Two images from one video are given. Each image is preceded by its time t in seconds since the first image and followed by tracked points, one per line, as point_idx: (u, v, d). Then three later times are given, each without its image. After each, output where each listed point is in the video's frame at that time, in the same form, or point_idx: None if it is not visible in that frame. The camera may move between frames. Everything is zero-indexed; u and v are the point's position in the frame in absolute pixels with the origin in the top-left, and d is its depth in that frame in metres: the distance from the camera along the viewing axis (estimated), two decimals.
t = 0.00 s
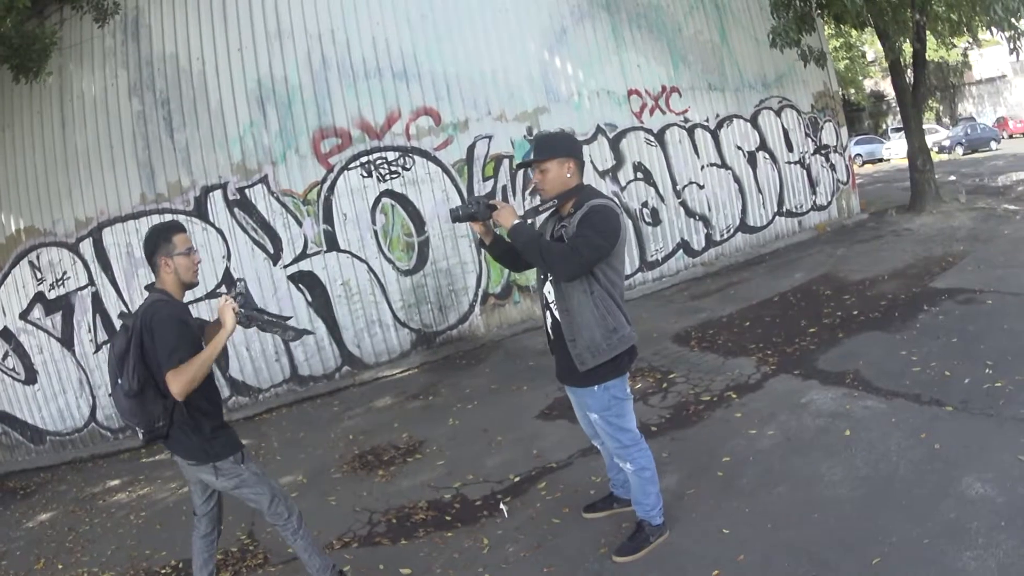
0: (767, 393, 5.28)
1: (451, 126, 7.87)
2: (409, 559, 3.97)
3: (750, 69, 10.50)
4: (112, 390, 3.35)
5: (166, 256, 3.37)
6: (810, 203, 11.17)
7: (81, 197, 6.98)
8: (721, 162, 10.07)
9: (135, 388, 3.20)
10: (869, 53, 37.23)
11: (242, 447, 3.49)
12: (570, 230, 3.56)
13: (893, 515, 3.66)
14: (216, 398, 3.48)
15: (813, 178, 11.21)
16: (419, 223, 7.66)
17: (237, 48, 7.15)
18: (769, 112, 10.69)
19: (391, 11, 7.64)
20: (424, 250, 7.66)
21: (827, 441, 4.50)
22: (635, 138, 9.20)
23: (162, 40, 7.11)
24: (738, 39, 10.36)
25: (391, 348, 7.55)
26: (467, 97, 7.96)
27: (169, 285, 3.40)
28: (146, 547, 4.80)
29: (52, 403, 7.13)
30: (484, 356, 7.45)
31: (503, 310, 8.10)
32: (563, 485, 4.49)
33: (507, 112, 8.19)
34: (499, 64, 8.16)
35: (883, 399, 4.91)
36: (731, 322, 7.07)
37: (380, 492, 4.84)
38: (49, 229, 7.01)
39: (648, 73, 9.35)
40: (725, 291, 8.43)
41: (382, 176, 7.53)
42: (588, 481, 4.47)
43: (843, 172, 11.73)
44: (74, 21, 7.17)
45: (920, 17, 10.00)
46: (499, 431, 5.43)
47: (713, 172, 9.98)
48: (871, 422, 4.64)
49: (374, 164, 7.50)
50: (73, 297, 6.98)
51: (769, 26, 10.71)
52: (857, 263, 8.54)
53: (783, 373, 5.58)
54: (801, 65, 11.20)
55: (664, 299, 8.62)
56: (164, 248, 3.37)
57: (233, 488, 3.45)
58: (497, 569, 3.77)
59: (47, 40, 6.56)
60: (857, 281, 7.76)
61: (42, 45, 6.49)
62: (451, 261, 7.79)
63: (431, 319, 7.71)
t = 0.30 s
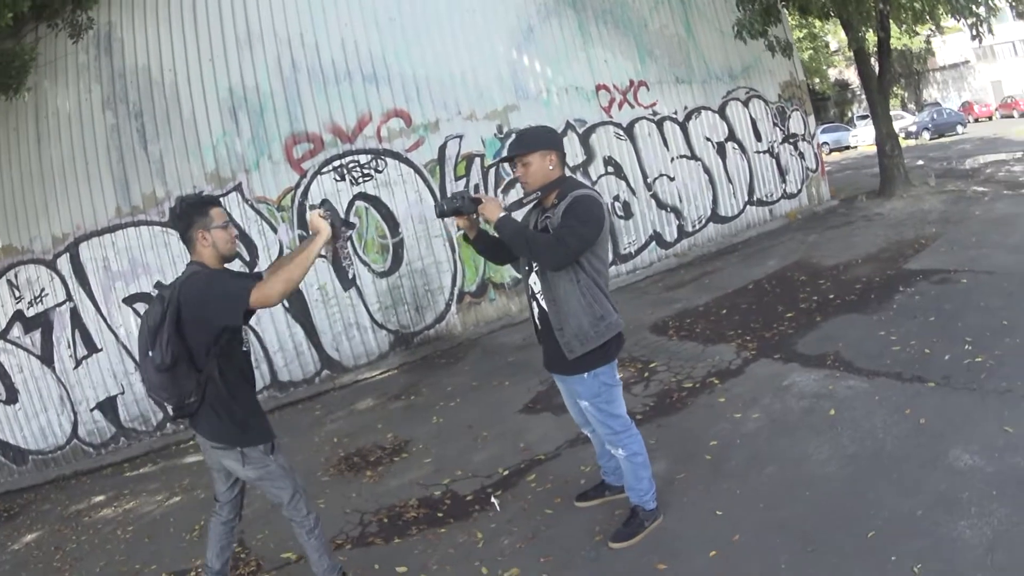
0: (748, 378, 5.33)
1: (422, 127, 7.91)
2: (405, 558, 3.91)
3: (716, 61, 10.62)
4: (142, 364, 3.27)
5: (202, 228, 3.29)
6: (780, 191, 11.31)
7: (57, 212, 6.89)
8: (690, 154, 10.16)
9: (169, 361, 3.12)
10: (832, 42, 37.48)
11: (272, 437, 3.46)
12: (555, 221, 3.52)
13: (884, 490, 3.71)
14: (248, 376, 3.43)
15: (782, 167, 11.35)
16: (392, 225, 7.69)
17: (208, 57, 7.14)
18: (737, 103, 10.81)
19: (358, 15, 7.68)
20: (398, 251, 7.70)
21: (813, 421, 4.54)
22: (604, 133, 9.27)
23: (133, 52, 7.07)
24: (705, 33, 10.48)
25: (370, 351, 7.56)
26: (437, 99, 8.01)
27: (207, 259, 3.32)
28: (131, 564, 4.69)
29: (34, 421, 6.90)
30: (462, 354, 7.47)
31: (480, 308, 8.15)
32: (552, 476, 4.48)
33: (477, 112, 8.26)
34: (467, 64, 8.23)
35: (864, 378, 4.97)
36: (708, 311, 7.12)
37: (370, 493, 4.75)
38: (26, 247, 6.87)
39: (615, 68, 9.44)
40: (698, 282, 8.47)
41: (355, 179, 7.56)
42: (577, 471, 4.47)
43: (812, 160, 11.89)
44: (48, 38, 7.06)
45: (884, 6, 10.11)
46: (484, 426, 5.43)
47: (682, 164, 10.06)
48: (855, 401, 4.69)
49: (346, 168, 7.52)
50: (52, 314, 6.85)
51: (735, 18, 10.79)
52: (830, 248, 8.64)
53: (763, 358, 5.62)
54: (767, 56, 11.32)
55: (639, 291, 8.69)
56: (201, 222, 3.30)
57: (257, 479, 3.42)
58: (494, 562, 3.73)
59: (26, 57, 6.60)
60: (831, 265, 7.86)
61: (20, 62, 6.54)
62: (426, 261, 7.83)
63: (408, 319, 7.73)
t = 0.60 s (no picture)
0: (725, 371, 5.35)
1: (394, 125, 7.90)
2: (387, 556, 3.86)
3: (688, 56, 10.68)
4: (135, 351, 3.17)
5: (207, 219, 3.24)
6: (753, 186, 11.39)
7: (30, 212, 6.79)
8: (662, 150, 10.21)
9: (169, 348, 3.05)
10: (804, 37, 37.64)
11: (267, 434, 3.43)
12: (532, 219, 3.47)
13: (865, 478, 3.74)
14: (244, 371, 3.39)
15: (754, 162, 11.44)
16: (365, 224, 7.68)
17: (180, 54, 7.08)
18: (709, 99, 10.88)
19: (330, 12, 7.66)
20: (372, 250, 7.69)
21: (790, 413, 4.56)
22: (576, 129, 9.29)
23: (104, 49, 7.00)
24: (677, 30, 10.54)
25: (345, 351, 7.54)
26: (409, 96, 8.01)
27: (213, 250, 3.27)
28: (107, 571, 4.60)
29: (8, 426, 6.77)
30: (438, 352, 7.46)
31: (454, 306, 8.16)
32: (533, 472, 4.47)
33: (449, 109, 8.26)
34: (439, 61, 8.23)
35: (841, 369, 5.01)
36: (683, 306, 7.15)
37: (351, 492, 4.69)
38: None
39: (587, 64, 9.49)
40: (673, 277, 8.51)
41: (327, 178, 7.51)
42: (557, 467, 4.47)
43: (785, 155, 11.97)
44: (19, 33, 7.04)
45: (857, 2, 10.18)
46: (463, 424, 5.42)
47: (654, 160, 10.10)
48: (832, 392, 4.72)
49: (319, 166, 7.49)
50: (25, 317, 6.74)
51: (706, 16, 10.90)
52: (803, 242, 8.70)
53: (739, 352, 5.65)
54: (739, 52, 11.42)
55: (613, 287, 8.71)
56: (206, 212, 3.24)
57: (251, 475, 3.37)
58: (478, 558, 3.70)
59: None
60: (805, 259, 7.93)
61: None
62: (399, 260, 7.81)
63: (382, 318, 7.72)
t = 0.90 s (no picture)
0: (704, 371, 5.38)
1: (370, 129, 7.89)
2: (372, 561, 3.83)
3: (663, 57, 10.73)
4: (124, 360, 3.12)
5: (190, 225, 3.24)
6: (729, 186, 11.48)
7: (6, 219, 6.70)
8: (639, 151, 10.25)
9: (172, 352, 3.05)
10: (778, 36, 37.87)
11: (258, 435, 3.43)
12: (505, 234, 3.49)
13: (847, 475, 3.76)
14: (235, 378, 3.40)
15: (730, 162, 11.52)
16: (343, 229, 7.65)
17: (156, 59, 7.04)
18: (684, 100, 10.94)
19: (305, 16, 7.64)
20: (349, 255, 7.67)
21: (771, 412, 4.58)
22: (552, 132, 9.32)
23: (79, 54, 6.94)
24: (653, 31, 10.60)
25: (324, 356, 7.51)
26: (385, 100, 8.01)
27: (196, 257, 3.27)
28: None
29: None
30: (416, 356, 7.46)
31: (432, 310, 8.14)
32: (515, 475, 4.46)
33: (425, 113, 8.26)
34: (415, 64, 8.23)
35: (820, 367, 5.04)
36: (661, 307, 7.18)
37: (334, 497, 4.66)
38: None
39: (563, 66, 9.52)
40: (650, 277, 8.56)
41: (304, 184, 7.49)
42: (539, 468, 4.46)
43: (760, 155, 12.06)
44: None
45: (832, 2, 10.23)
46: (443, 427, 5.41)
47: (630, 161, 10.14)
48: (812, 390, 4.74)
49: (296, 171, 7.46)
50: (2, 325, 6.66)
51: (681, 17, 10.95)
52: (781, 241, 8.77)
53: (718, 351, 5.68)
54: (713, 52, 11.51)
55: (590, 288, 8.74)
56: (189, 218, 3.24)
57: (241, 478, 3.30)
58: (463, 561, 3.68)
59: None
60: (782, 258, 7.99)
61: None
62: (377, 265, 7.82)
63: (360, 323, 7.71)
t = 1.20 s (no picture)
0: (687, 378, 5.40)
1: (356, 132, 7.90)
2: (356, 565, 3.76)
3: (649, 65, 10.78)
4: (82, 387, 3.22)
5: (127, 246, 3.31)
6: (713, 194, 11.58)
7: None
8: (623, 158, 10.30)
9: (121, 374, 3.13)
10: (762, 46, 38.12)
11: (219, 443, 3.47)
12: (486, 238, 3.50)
13: (833, 480, 3.74)
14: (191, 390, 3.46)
15: (714, 170, 11.61)
16: (327, 232, 7.66)
17: (143, 58, 7.02)
18: (669, 108, 11.00)
19: (292, 18, 7.63)
20: (333, 258, 7.67)
21: (756, 417, 4.57)
22: (536, 138, 9.36)
23: (66, 51, 6.89)
24: (639, 39, 10.65)
25: (306, 359, 7.50)
26: (371, 103, 8.02)
27: (138, 276, 3.34)
28: None
29: None
30: (399, 360, 7.46)
31: (414, 314, 8.15)
32: (499, 479, 4.42)
33: (410, 116, 8.27)
34: (401, 68, 8.24)
35: (804, 374, 5.05)
36: (645, 313, 7.21)
37: (317, 500, 4.60)
38: None
39: (549, 72, 9.55)
40: (633, 284, 8.59)
41: (289, 185, 7.48)
42: (523, 473, 4.42)
43: (744, 163, 12.11)
44: None
45: (818, 11, 10.30)
46: (427, 431, 5.40)
47: (614, 167, 10.19)
48: (796, 396, 4.74)
49: (281, 173, 7.45)
50: None
51: (667, 25, 11.01)
52: (765, 249, 8.82)
53: (702, 358, 5.71)
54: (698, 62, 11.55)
55: (573, 294, 8.75)
56: (127, 239, 3.31)
57: (208, 487, 3.37)
58: (448, 566, 3.62)
59: None
60: (766, 266, 8.04)
61: None
62: (360, 268, 7.82)
63: (343, 326, 7.72)
